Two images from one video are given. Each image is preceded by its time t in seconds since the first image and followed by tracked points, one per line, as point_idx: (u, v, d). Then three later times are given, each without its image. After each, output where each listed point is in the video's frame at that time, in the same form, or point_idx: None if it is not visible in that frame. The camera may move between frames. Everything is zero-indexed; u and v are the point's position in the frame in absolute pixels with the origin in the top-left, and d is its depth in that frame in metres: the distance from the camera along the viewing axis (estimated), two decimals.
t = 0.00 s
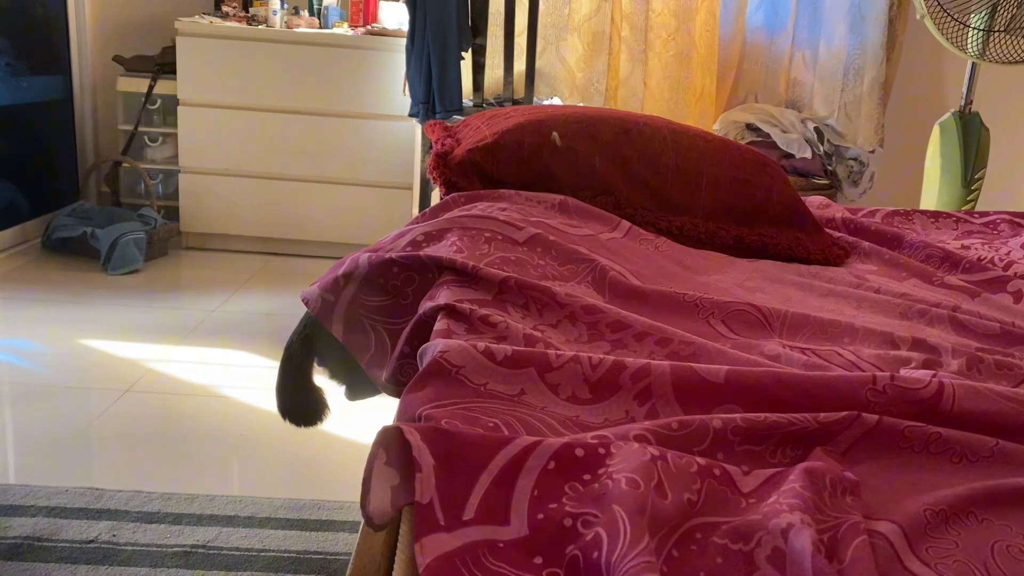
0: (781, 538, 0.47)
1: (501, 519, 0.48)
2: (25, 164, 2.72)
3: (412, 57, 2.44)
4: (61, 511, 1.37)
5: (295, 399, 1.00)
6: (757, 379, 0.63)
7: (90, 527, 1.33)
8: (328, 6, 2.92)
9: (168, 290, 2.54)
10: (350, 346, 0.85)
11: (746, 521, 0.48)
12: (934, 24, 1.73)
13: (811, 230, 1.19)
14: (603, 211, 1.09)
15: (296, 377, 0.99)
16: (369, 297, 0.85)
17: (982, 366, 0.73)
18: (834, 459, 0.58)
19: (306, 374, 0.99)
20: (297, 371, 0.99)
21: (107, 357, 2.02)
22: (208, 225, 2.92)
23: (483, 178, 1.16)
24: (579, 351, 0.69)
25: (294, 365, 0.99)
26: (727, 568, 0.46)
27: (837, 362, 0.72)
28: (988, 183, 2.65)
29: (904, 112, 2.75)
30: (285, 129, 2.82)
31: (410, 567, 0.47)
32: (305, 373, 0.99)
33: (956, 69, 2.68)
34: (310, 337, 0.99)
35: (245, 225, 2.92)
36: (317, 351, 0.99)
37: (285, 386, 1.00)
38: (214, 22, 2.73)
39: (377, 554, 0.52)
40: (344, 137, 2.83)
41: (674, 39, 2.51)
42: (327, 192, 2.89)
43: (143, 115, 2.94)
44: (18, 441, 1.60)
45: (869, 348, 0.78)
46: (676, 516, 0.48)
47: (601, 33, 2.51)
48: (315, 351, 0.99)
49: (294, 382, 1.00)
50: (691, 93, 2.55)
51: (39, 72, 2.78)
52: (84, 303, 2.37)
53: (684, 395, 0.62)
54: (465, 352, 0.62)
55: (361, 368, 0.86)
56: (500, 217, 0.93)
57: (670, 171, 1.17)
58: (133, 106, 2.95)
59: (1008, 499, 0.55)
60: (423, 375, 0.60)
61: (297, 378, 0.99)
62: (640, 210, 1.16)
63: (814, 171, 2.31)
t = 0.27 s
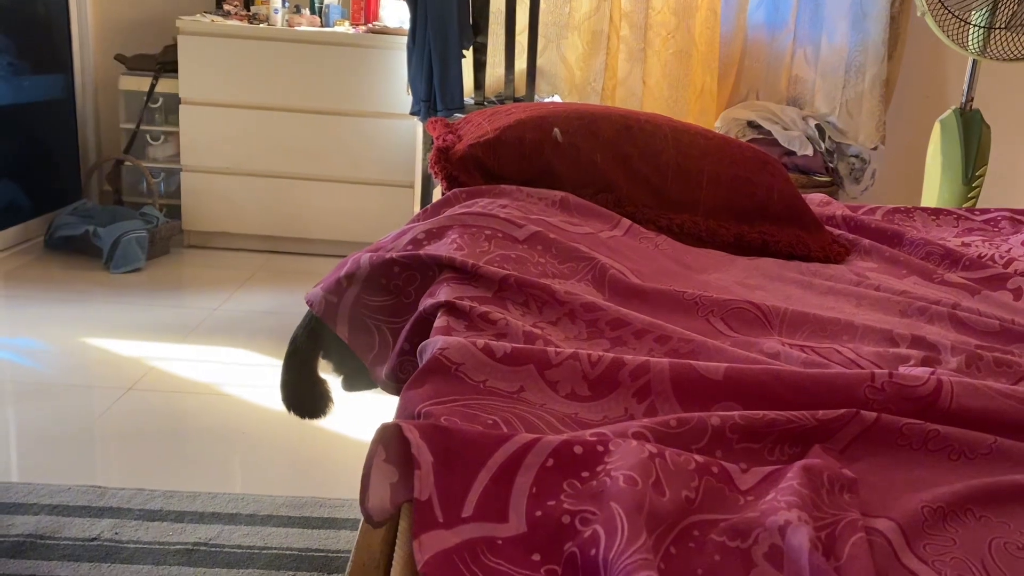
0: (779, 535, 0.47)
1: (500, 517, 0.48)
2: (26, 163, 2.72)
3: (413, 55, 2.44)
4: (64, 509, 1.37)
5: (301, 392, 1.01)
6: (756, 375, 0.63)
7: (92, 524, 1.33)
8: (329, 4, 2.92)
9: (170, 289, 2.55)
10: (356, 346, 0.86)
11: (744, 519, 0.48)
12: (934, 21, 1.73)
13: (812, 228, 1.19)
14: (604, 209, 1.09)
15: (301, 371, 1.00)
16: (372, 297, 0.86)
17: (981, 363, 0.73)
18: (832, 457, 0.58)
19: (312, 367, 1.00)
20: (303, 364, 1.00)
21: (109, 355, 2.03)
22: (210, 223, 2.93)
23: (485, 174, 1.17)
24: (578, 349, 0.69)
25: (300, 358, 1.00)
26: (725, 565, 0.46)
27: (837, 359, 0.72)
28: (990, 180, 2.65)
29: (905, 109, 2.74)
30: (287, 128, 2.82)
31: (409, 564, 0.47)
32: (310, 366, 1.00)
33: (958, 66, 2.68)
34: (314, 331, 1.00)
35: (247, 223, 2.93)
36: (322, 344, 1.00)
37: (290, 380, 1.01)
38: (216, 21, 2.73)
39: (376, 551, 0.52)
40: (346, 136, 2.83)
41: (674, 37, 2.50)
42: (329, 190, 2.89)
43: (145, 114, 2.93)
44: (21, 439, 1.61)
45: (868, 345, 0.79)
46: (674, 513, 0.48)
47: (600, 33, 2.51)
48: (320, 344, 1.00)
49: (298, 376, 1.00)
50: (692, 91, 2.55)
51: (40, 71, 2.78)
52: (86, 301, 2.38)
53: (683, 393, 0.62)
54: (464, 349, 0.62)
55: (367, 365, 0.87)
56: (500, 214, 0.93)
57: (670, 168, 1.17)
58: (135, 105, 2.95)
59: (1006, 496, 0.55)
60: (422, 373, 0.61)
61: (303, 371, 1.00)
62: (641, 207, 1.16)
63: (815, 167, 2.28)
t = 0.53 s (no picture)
0: (783, 531, 0.47)
1: (504, 512, 0.48)
2: (29, 160, 2.73)
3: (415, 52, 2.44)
4: (68, 505, 1.38)
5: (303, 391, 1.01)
6: (760, 371, 0.63)
7: (97, 521, 1.34)
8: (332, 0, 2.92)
9: (173, 286, 2.55)
10: (361, 344, 0.86)
11: (747, 515, 0.49)
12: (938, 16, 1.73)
13: (815, 223, 1.19)
14: (607, 205, 1.09)
15: (303, 370, 1.00)
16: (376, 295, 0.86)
17: (985, 359, 0.73)
18: (836, 452, 0.58)
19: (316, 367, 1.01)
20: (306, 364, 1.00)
21: (113, 351, 2.03)
22: (213, 220, 2.93)
23: (488, 171, 1.17)
24: (582, 345, 0.69)
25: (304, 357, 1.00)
26: (729, 560, 0.46)
27: (841, 355, 0.72)
28: (994, 175, 2.64)
29: (909, 104, 2.74)
30: (289, 125, 2.82)
31: (413, 560, 0.47)
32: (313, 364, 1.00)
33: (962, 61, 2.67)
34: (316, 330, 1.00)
35: (250, 220, 2.93)
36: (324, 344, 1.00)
37: (293, 379, 1.01)
38: (218, 17, 2.73)
39: (381, 547, 0.52)
40: (349, 132, 2.83)
41: (676, 33, 2.50)
42: (332, 187, 2.89)
43: (148, 111, 2.94)
44: (25, 436, 1.61)
45: (872, 341, 0.78)
46: (678, 509, 0.48)
47: (603, 28, 2.51)
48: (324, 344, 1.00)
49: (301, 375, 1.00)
50: (695, 87, 2.55)
51: (43, 68, 2.78)
52: (89, 298, 2.38)
53: (687, 388, 0.62)
54: (468, 345, 0.62)
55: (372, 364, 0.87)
56: (503, 211, 0.93)
57: (674, 164, 1.17)
58: (138, 102, 2.95)
59: (1010, 491, 0.55)
60: (425, 369, 0.61)
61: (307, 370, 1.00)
62: (643, 204, 1.16)
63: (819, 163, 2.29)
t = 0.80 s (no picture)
0: (784, 527, 0.47)
1: (506, 508, 0.48)
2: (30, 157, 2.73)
3: (416, 48, 2.43)
4: (71, 502, 1.38)
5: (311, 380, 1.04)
6: (761, 367, 0.63)
7: (100, 517, 1.34)
8: None
9: (175, 282, 2.56)
10: (364, 335, 0.88)
11: (749, 511, 0.49)
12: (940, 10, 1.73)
13: (817, 219, 1.19)
14: (609, 201, 1.09)
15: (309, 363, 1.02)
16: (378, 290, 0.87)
17: (987, 355, 0.73)
18: (838, 448, 0.58)
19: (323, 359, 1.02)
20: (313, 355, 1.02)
21: (114, 348, 2.03)
22: (215, 217, 2.93)
23: (490, 165, 1.17)
24: (584, 340, 0.69)
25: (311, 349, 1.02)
26: (730, 556, 0.46)
27: (842, 351, 0.72)
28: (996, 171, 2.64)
29: (911, 99, 2.73)
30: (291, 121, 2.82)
31: (415, 556, 0.47)
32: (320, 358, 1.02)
33: (964, 56, 2.66)
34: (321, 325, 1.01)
35: (252, 216, 2.93)
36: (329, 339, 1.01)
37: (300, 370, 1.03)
38: (219, 14, 2.73)
39: (383, 543, 0.52)
40: (350, 128, 2.83)
41: (677, 29, 2.49)
42: (333, 183, 2.89)
43: (149, 108, 2.95)
44: (27, 432, 1.62)
45: (874, 337, 0.78)
46: (680, 505, 0.48)
47: (604, 23, 2.51)
48: (329, 338, 1.02)
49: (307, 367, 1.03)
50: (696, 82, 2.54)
51: (44, 65, 2.78)
52: (91, 295, 2.38)
53: (688, 384, 0.62)
54: (470, 339, 0.62)
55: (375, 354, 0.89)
56: (505, 205, 0.93)
57: (676, 160, 1.17)
58: (139, 99, 2.95)
59: (1012, 487, 0.55)
60: (427, 364, 0.61)
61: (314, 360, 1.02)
62: (646, 199, 1.15)
63: (821, 159, 2.29)
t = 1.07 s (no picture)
0: (786, 525, 0.46)
1: (506, 506, 0.48)
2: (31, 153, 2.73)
3: (417, 42, 2.43)
4: (73, 498, 1.38)
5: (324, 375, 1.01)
6: (763, 363, 0.62)
7: (101, 514, 1.34)
8: None
9: (176, 278, 2.55)
10: (366, 333, 0.88)
11: (750, 508, 0.48)
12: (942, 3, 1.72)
13: (820, 214, 1.18)
14: (612, 195, 1.09)
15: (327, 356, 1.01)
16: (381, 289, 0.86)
17: (990, 350, 0.73)
18: (840, 445, 0.58)
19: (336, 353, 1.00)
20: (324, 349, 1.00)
21: (116, 345, 2.03)
22: (216, 213, 2.93)
23: (494, 152, 1.15)
24: (585, 337, 0.69)
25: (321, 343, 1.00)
26: (731, 554, 0.46)
27: (844, 347, 0.72)
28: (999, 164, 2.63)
29: (913, 93, 2.72)
30: (292, 117, 2.81)
31: (416, 555, 0.47)
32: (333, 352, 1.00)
33: (966, 49, 2.65)
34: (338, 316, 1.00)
35: (253, 212, 2.93)
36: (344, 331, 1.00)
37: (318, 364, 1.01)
38: (219, 9, 2.72)
39: (383, 541, 0.52)
40: (350, 124, 2.82)
41: (678, 23, 2.48)
42: (334, 179, 2.89)
43: (150, 104, 2.94)
44: (29, 429, 1.62)
45: (876, 333, 0.78)
46: (681, 503, 0.48)
47: (606, 17, 2.50)
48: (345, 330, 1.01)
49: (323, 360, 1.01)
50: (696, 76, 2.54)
51: (45, 61, 2.78)
52: (93, 292, 2.38)
53: (690, 380, 0.62)
54: (470, 337, 0.62)
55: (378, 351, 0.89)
56: (506, 201, 0.93)
57: (680, 152, 1.17)
58: (139, 95, 2.94)
59: (1015, 483, 0.54)
60: (428, 360, 0.61)
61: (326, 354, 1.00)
62: (650, 192, 1.15)
63: (823, 153, 2.28)
